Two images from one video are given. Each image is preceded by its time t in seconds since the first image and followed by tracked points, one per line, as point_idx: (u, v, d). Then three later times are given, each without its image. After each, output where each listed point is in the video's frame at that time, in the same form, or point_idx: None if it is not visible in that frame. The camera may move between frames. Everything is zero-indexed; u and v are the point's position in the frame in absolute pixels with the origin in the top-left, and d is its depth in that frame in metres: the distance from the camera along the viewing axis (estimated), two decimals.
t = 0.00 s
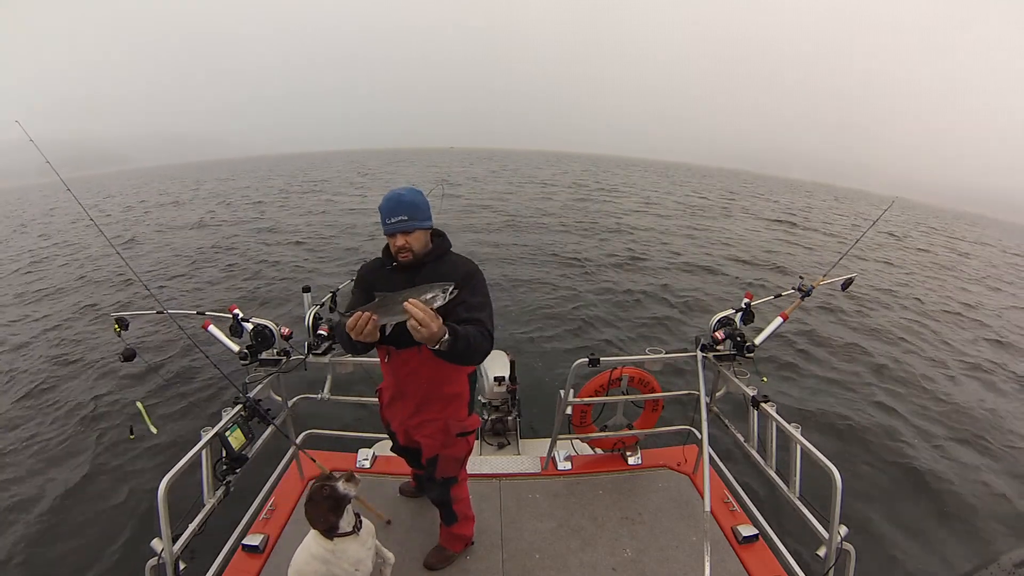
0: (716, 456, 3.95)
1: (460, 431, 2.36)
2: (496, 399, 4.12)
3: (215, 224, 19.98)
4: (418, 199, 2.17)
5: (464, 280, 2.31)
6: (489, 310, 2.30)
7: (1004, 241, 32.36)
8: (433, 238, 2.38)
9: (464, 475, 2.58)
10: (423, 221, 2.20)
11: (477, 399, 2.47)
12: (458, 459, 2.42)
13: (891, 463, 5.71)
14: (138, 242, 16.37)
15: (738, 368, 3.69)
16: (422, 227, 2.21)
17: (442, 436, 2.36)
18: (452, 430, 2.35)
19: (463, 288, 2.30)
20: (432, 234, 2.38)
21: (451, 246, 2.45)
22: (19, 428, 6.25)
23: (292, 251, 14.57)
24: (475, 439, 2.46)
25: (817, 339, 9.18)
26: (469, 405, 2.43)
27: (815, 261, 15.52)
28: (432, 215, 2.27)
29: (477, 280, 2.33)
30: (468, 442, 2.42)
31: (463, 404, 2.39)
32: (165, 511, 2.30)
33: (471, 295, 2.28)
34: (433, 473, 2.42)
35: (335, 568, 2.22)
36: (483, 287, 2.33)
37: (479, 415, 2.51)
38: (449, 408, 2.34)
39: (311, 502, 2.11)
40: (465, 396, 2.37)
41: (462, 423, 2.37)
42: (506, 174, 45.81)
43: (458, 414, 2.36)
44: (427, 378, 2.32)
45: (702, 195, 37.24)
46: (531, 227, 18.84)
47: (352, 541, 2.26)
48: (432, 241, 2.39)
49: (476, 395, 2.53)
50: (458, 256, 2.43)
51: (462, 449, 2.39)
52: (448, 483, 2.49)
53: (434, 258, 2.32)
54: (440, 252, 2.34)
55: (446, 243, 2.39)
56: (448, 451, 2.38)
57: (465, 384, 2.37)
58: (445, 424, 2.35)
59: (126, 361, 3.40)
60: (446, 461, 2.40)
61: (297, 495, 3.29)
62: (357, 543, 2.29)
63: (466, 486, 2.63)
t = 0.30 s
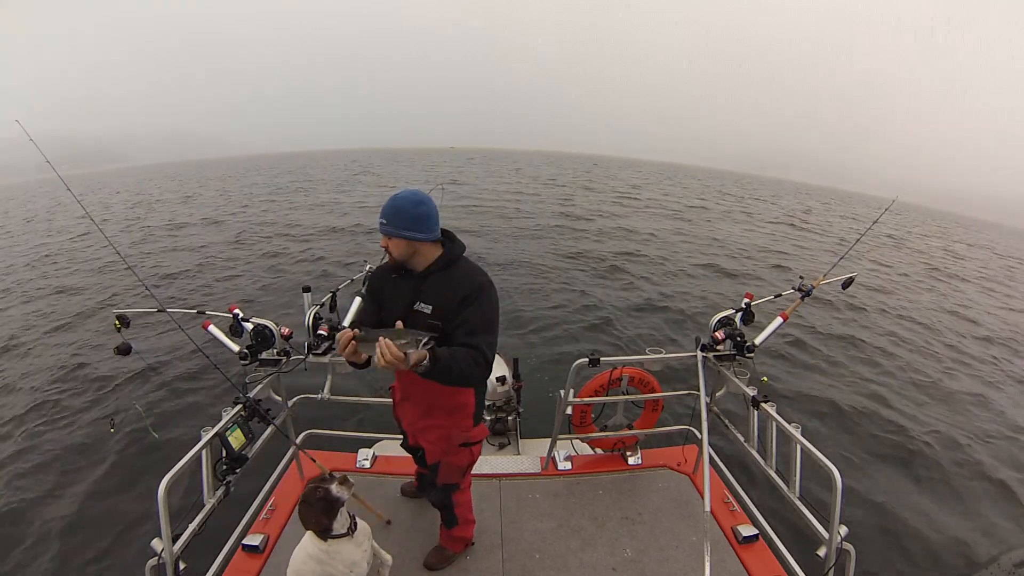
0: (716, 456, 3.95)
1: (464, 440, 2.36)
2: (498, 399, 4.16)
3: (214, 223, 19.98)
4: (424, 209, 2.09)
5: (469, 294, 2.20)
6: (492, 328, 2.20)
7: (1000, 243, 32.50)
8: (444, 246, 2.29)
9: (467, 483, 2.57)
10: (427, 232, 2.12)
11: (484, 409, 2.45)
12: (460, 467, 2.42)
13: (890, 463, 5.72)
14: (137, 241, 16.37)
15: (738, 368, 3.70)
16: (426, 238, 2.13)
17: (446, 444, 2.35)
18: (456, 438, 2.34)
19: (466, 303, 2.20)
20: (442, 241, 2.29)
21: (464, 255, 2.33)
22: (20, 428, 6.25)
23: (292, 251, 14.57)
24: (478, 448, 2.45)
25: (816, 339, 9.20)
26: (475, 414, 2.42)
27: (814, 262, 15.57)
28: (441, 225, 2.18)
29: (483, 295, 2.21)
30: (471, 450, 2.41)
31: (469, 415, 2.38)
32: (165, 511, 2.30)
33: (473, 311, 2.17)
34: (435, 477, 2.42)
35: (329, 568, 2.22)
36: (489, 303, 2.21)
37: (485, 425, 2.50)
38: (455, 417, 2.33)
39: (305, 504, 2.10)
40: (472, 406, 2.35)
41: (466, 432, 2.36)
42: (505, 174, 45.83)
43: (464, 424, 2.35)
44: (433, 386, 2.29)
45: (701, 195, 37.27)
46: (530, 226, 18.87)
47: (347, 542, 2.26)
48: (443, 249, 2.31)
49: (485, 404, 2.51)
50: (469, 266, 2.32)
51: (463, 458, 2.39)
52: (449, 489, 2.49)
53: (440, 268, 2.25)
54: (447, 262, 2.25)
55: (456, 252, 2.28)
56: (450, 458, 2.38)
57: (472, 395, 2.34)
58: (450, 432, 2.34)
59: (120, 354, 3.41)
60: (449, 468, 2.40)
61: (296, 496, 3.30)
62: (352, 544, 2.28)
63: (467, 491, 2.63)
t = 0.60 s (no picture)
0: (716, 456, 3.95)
1: (459, 444, 2.36)
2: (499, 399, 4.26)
3: (214, 223, 19.95)
4: (410, 211, 2.08)
5: (453, 297, 2.15)
6: (475, 335, 2.13)
7: (1001, 243, 32.45)
8: (438, 246, 2.26)
9: (466, 486, 2.57)
10: (413, 234, 2.10)
11: (482, 414, 2.42)
12: (457, 470, 2.42)
13: (890, 463, 5.72)
14: (136, 240, 16.34)
15: (737, 368, 3.70)
16: (413, 240, 2.12)
17: (440, 447, 2.37)
18: (451, 441, 2.35)
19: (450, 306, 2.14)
20: (435, 241, 2.25)
21: (459, 256, 2.27)
22: (19, 428, 6.23)
23: (292, 251, 14.55)
24: (475, 453, 2.44)
25: (816, 339, 9.19)
26: (472, 419, 2.40)
27: (814, 261, 15.56)
28: (431, 227, 2.15)
29: (469, 300, 2.14)
30: (467, 455, 2.41)
31: (466, 420, 2.35)
32: (164, 511, 2.30)
33: (455, 316, 2.13)
34: (432, 478, 2.45)
35: (325, 568, 2.22)
36: (474, 308, 2.14)
37: (485, 430, 2.48)
38: (450, 422, 2.33)
39: (300, 505, 2.11)
40: (468, 412, 2.34)
41: (462, 437, 2.36)
42: (504, 173, 45.83)
43: (459, 429, 2.34)
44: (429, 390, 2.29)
45: (701, 195, 37.22)
46: (530, 226, 18.86)
47: (342, 541, 2.26)
48: (438, 249, 2.27)
49: (485, 409, 2.49)
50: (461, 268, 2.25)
51: (459, 462, 2.39)
52: (446, 490, 2.50)
53: (431, 269, 2.22)
54: (438, 263, 2.22)
55: (449, 254, 2.23)
56: (446, 461, 2.39)
57: (468, 400, 2.32)
58: (444, 436, 2.35)
59: (120, 357, 3.32)
60: (445, 469, 2.42)
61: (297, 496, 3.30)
62: (348, 545, 2.28)
63: (466, 494, 2.64)
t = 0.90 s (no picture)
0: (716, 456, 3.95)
1: (446, 435, 2.38)
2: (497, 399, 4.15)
3: (214, 223, 19.92)
4: (404, 206, 2.11)
5: (440, 293, 2.15)
6: (457, 331, 2.12)
7: (1002, 242, 32.37)
8: (435, 241, 2.26)
9: (458, 481, 2.57)
10: (406, 229, 2.13)
11: (473, 408, 2.43)
12: (446, 463, 2.43)
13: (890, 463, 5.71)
14: (139, 241, 16.41)
15: (737, 368, 3.69)
16: (407, 234, 2.14)
17: (429, 437, 2.40)
18: (438, 431, 2.38)
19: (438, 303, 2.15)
20: (434, 236, 2.25)
21: (455, 253, 2.26)
22: (19, 427, 6.24)
23: (292, 251, 14.54)
24: (466, 448, 2.43)
25: (816, 338, 9.18)
26: (462, 412, 2.41)
27: (815, 261, 15.53)
28: (426, 223, 2.16)
29: (455, 297, 2.13)
30: (456, 448, 2.41)
31: (453, 413, 2.37)
32: (164, 511, 2.29)
33: (439, 312, 2.13)
34: (422, 469, 2.48)
35: (328, 568, 2.22)
36: (459, 306, 2.13)
37: (478, 425, 2.47)
38: (437, 412, 2.37)
39: (306, 500, 2.09)
40: (456, 403, 2.36)
41: (449, 428, 2.38)
42: (505, 174, 45.89)
43: (446, 419, 2.37)
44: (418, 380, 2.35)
45: (702, 195, 37.17)
46: (531, 226, 18.83)
47: (344, 540, 2.26)
48: (435, 244, 2.27)
49: (479, 404, 2.48)
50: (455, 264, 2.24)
51: (447, 454, 2.40)
52: (437, 484, 2.51)
53: (426, 264, 2.24)
54: (432, 258, 2.23)
55: (444, 250, 2.23)
56: (434, 452, 2.42)
57: (456, 392, 2.35)
58: (432, 426, 2.38)
59: (128, 359, 3.35)
60: (433, 462, 2.44)
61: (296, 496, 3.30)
62: (349, 543, 2.28)
63: (461, 491, 2.62)
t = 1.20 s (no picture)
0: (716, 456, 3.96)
1: (430, 433, 2.41)
2: (496, 399, 4.10)
3: (214, 224, 19.90)
4: (407, 211, 2.08)
5: (436, 297, 2.12)
6: (450, 339, 2.11)
7: (1002, 242, 32.32)
8: (437, 245, 2.23)
9: (450, 477, 2.59)
10: (409, 233, 2.10)
11: (459, 407, 2.42)
12: (434, 460, 2.48)
13: (890, 463, 5.71)
14: (140, 241, 16.45)
15: (738, 368, 3.69)
16: (409, 238, 2.12)
17: (415, 436, 2.45)
18: (422, 430, 2.42)
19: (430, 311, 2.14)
20: (435, 241, 2.21)
21: (456, 258, 2.22)
22: (20, 428, 6.26)
23: (292, 252, 14.54)
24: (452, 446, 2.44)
25: (816, 338, 9.18)
26: (448, 412, 2.41)
27: (815, 261, 15.51)
28: (429, 229, 2.12)
29: (451, 303, 2.11)
30: (441, 446, 2.44)
31: (439, 413, 2.38)
32: (164, 511, 2.29)
33: (434, 316, 2.12)
34: (414, 465, 2.56)
35: (335, 566, 2.25)
36: (454, 313, 2.11)
37: (464, 423, 2.46)
38: (421, 412, 2.39)
39: (318, 499, 2.09)
40: (441, 404, 2.37)
41: (433, 427, 2.40)
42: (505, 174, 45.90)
43: (429, 420, 2.39)
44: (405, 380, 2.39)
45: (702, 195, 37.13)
46: (531, 227, 18.82)
47: (350, 537, 2.28)
48: (436, 248, 2.24)
49: (469, 402, 2.46)
50: (455, 270, 2.21)
51: (431, 452, 2.44)
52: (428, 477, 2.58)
53: (426, 269, 2.21)
54: (432, 263, 2.20)
55: (444, 256, 2.20)
56: (420, 448, 2.47)
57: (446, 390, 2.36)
58: (417, 425, 2.42)
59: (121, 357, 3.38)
60: (421, 457, 2.50)
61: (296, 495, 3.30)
62: (355, 540, 2.31)
63: (455, 486, 2.64)
